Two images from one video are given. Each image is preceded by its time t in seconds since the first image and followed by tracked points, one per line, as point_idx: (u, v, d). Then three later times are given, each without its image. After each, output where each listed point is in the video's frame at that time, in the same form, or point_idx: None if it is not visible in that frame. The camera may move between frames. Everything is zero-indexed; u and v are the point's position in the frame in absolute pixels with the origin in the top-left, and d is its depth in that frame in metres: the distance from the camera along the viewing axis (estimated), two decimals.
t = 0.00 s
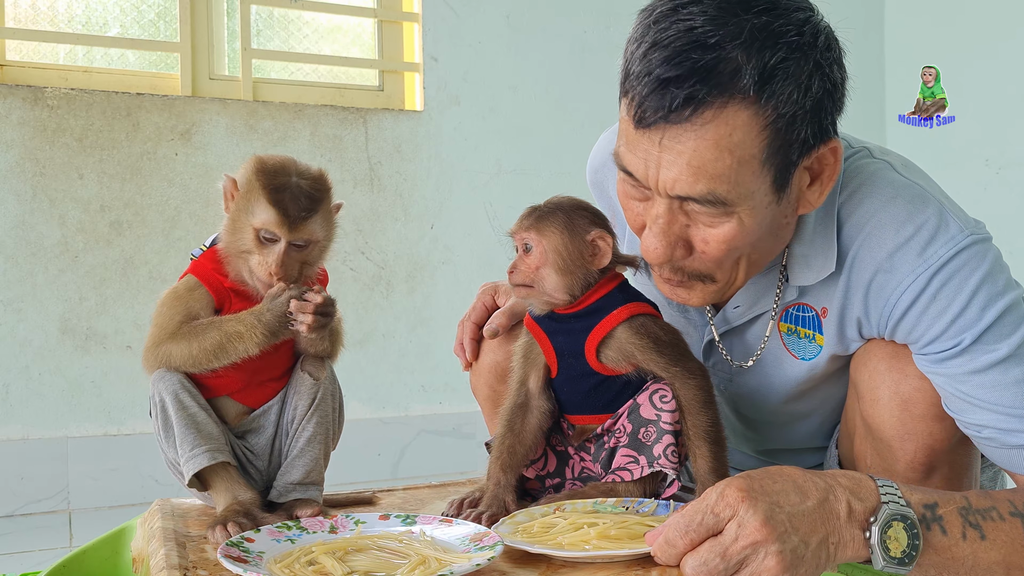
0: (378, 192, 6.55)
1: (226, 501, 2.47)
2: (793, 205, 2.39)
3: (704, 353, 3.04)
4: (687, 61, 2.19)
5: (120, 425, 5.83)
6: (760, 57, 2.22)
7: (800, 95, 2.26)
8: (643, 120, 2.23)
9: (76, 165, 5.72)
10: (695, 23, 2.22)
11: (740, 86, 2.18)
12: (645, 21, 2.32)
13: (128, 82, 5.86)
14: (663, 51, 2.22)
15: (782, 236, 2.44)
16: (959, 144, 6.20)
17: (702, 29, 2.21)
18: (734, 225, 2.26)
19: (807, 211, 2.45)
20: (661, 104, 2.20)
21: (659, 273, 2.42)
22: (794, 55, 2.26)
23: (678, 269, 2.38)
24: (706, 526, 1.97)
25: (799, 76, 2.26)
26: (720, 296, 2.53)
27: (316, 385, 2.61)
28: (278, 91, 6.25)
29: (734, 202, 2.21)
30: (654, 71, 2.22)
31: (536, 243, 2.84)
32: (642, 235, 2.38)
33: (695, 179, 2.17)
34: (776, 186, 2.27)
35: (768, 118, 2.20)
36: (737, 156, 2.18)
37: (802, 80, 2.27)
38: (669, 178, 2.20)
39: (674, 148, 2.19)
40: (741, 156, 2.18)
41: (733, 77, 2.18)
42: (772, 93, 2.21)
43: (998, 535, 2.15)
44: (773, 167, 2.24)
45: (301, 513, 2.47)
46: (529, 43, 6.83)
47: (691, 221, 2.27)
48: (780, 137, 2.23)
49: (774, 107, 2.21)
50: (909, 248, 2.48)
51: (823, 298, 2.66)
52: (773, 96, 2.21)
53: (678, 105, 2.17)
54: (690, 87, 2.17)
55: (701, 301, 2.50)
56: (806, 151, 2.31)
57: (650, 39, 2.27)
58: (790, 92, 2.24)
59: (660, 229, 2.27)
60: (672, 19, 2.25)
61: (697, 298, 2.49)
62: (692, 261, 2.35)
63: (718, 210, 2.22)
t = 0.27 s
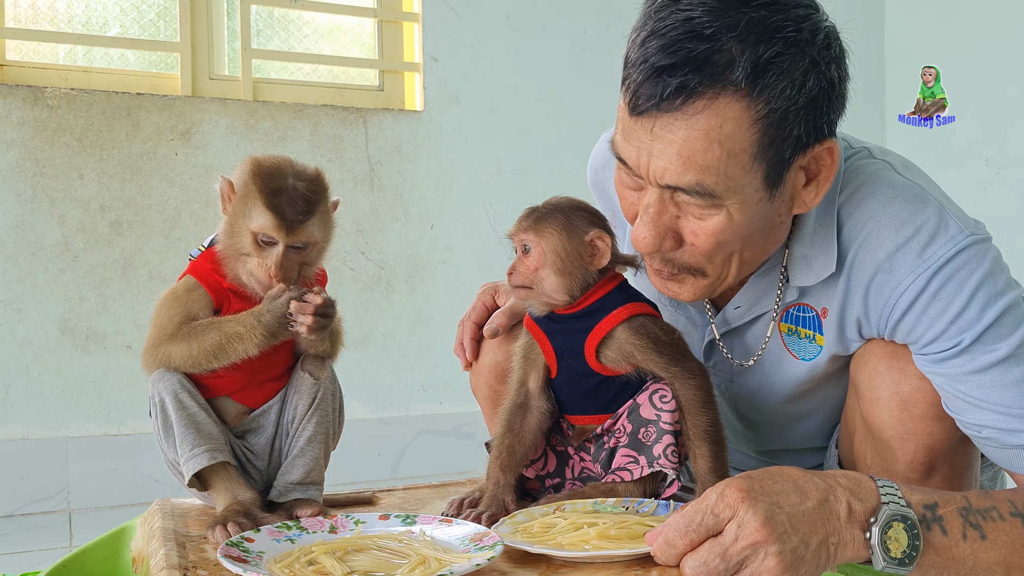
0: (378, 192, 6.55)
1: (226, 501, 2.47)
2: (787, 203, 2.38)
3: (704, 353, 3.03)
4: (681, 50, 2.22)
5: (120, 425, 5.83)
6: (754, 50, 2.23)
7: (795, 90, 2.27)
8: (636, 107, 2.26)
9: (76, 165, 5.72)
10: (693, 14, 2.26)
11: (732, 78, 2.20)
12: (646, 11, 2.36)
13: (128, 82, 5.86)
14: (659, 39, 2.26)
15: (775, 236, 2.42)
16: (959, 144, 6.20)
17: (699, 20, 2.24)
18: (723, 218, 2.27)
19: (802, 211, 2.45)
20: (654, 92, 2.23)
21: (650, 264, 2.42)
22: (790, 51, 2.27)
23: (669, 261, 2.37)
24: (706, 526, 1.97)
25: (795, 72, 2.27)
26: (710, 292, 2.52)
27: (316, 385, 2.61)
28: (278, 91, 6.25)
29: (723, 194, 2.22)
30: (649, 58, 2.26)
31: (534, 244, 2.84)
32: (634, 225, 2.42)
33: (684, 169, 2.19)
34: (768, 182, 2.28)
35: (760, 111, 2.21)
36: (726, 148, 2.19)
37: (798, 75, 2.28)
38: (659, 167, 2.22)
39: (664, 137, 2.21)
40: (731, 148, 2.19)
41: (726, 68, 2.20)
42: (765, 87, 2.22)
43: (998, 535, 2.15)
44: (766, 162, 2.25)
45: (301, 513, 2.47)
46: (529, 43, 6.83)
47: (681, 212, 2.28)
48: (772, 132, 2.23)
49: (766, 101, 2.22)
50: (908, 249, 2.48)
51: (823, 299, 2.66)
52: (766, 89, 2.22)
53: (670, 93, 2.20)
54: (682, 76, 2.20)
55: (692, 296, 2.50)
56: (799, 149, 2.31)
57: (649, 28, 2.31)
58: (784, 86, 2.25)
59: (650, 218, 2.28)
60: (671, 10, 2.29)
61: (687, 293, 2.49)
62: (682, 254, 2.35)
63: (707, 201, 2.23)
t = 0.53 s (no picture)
0: (378, 192, 6.56)
1: (226, 501, 2.47)
2: (781, 199, 2.40)
3: (705, 353, 3.03)
4: (675, 39, 2.25)
5: (120, 425, 5.83)
6: (749, 41, 2.25)
7: (791, 83, 2.28)
8: (630, 92, 2.30)
9: (76, 165, 5.72)
10: (690, 4, 2.28)
11: (725, 68, 2.22)
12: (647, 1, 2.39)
13: (128, 82, 5.86)
14: (656, 27, 2.29)
15: (768, 232, 2.44)
16: (959, 144, 6.20)
17: (696, 10, 2.27)
18: (712, 208, 2.28)
19: (796, 209, 2.46)
20: (648, 79, 2.26)
21: (643, 253, 2.43)
22: (786, 44, 2.29)
23: (660, 251, 2.38)
24: (705, 526, 1.97)
25: (791, 66, 2.28)
26: (702, 285, 2.51)
27: (316, 384, 2.61)
28: (278, 91, 6.25)
29: (711, 184, 2.24)
30: (645, 45, 2.29)
31: (536, 244, 2.82)
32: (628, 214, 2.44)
33: (673, 158, 2.21)
34: (759, 176, 2.29)
35: (751, 103, 2.23)
36: (715, 138, 2.21)
37: (795, 69, 2.29)
38: (649, 155, 2.24)
39: (655, 124, 2.24)
40: (720, 139, 2.21)
41: (719, 58, 2.22)
42: (757, 78, 2.24)
43: (999, 535, 2.15)
44: (757, 155, 2.27)
45: (301, 513, 2.47)
46: (529, 43, 6.83)
47: (672, 201, 2.30)
48: (762, 125, 2.25)
49: (759, 93, 2.24)
50: (909, 248, 2.48)
51: (825, 299, 2.66)
52: (760, 81, 2.24)
53: (661, 81, 2.23)
54: (674, 64, 2.23)
55: (684, 289, 2.50)
56: (792, 144, 2.32)
57: (647, 17, 2.34)
58: (778, 79, 2.26)
59: (640, 206, 2.29)
60: None
61: (680, 285, 2.48)
62: (671, 244, 2.36)
63: (695, 191, 2.25)
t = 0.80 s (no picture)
0: (378, 192, 6.56)
1: (226, 501, 2.47)
2: (781, 198, 2.40)
3: (706, 353, 3.03)
4: (677, 38, 2.25)
5: (120, 425, 5.84)
6: (751, 41, 2.25)
7: (793, 82, 2.28)
8: (632, 92, 2.30)
9: (76, 165, 5.72)
10: (692, 3, 2.28)
11: (726, 68, 2.22)
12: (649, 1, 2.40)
13: (128, 82, 5.85)
14: (658, 26, 2.30)
15: (768, 231, 2.44)
16: (959, 144, 6.20)
17: (698, 9, 2.27)
18: (712, 208, 2.28)
19: (797, 208, 2.46)
20: (649, 78, 2.26)
21: (644, 252, 2.43)
22: (788, 44, 2.29)
23: (660, 249, 2.38)
24: (705, 527, 1.97)
25: (794, 65, 2.28)
26: (703, 283, 2.50)
27: (316, 384, 2.60)
28: (278, 91, 6.25)
29: (712, 184, 2.24)
30: (648, 44, 2.29)
31: (541, 247, 2.81)
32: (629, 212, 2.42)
33: (674, 157, 2.21)
34: (761, 175, 2.29)
35: (752, 103, 2.23)
36: (717, 138, 2.21)
37: (797, 69, 2.29)
38: (650, 154, 2.24)
39: (656, 123, 2.24)
40: (721, 139, 2.21)
41: (721, 58, 2.23)
42: (759, 78, 2.24)
43: (999, 535, 2.15)
44: (758, 155, 2.27)
45: (301, 513, 2.48)
46: (529, 43, 6.83)
47: (672, 200, 2.30)
48: (764, 125, 2.25)
49: (760, 93, 2.24)
50: (909, 248, 2.48)
51: (825, 299, 2.66)
52: (762, 81, 2.24)
53: (663, 80, 2.23)
54: (676, 63, 2.23)
55: (684, 288, 2.49)
56: (793, 144, 2.32)
57: (650, 16, 2.34)
58: (780, 79, 2.26)
59: (641, 205, 2.29)
60: None
61: (680, 283, 2.48)
62: (672, 243, 2.36)
63: (696, 190, 2.25)
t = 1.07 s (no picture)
0: (378, 192, 6.56)
1: (226, 501, 2.47)
2: (783, 197, 2.40)
3: (706, 353, 3.03)
4: (679, 37, 2.26)
5: (120, 425, 5.84)
6: (753, 41, 2.25)
7: (793, 81, 2.28)
8: (634, 91, 2.30)
9: (76, 165, 5.72)
10: (694, 3, 2.29)
11: (729, 67, 2.22)
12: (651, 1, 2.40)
13: (128, 82, 5.85)
14: (660, 26, 2.30)
15: (770, 231, 2.44)
16: (959, 144, 6.20)
17: (700, 9, 2.27)
18: (714, 207, 2.28)
19: (798, 207, 2.46)
20: (651, 77, 2.26)
21: (645, 251, 2.43)
22: (789, 43, 2.29)
23: (661, 249, 2.38)
24: (705, 526, 1.97)
25: (795, 64, 2.29)
26: (705, 283, 2.50)
27: (315, 385, 2.60)
28: (278, 91, 6.25)
29: (714, 183, 2.24)
30: (650, 44, 2.29)
31: (580, 246, 2.66)
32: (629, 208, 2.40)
33: (677, 156, 2.21)
34: (762, 175, 2.30)
35: (754, 102, 2.23)
36: (719, 137, 2.21)
37: (798, 67, 2.29)
38: (652, 153, 2.24)
39: (659, 122, 2.24)
40: (723, 138, 2.21)
41: (723, 57, 2.23)
42: (760, 77, 2.24)
43: (999, 535, 2.15)
44: (759, 154, 2.27)
45: (302, 513, 2.49)
46: (529, 43, 6.83)
47: (674, 199, 2.29)
48: (766, 124, 2.25)
49: (761, 92, 2.24)
50: (909, 249, 2.48)
51: (825, 299, 2.66)
52: (762, 80, 2.24)
53: (666, 79, 2.23)
54: (678, 63, 2.23)
55: (686, 287, 2.49)
56: (795, 143, 2.32)
57: (651, 16, 2.34)
58: (779, 79, 2.26)
59: (643, 204, 2.29)
60: None
61: (682, 282, 2.47)
62: (674, 242, 2.36)
63: (698, 189, 2.25)
